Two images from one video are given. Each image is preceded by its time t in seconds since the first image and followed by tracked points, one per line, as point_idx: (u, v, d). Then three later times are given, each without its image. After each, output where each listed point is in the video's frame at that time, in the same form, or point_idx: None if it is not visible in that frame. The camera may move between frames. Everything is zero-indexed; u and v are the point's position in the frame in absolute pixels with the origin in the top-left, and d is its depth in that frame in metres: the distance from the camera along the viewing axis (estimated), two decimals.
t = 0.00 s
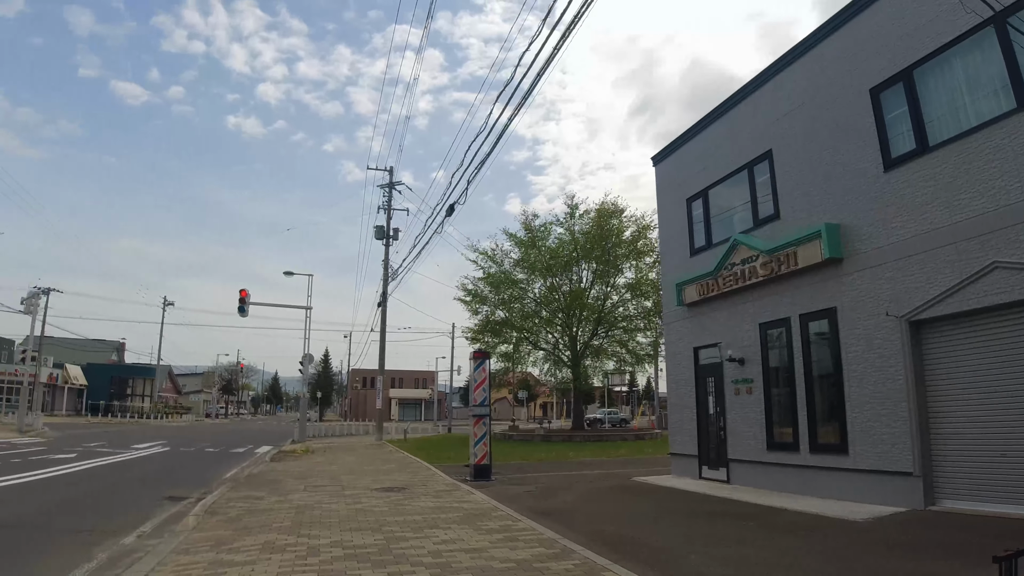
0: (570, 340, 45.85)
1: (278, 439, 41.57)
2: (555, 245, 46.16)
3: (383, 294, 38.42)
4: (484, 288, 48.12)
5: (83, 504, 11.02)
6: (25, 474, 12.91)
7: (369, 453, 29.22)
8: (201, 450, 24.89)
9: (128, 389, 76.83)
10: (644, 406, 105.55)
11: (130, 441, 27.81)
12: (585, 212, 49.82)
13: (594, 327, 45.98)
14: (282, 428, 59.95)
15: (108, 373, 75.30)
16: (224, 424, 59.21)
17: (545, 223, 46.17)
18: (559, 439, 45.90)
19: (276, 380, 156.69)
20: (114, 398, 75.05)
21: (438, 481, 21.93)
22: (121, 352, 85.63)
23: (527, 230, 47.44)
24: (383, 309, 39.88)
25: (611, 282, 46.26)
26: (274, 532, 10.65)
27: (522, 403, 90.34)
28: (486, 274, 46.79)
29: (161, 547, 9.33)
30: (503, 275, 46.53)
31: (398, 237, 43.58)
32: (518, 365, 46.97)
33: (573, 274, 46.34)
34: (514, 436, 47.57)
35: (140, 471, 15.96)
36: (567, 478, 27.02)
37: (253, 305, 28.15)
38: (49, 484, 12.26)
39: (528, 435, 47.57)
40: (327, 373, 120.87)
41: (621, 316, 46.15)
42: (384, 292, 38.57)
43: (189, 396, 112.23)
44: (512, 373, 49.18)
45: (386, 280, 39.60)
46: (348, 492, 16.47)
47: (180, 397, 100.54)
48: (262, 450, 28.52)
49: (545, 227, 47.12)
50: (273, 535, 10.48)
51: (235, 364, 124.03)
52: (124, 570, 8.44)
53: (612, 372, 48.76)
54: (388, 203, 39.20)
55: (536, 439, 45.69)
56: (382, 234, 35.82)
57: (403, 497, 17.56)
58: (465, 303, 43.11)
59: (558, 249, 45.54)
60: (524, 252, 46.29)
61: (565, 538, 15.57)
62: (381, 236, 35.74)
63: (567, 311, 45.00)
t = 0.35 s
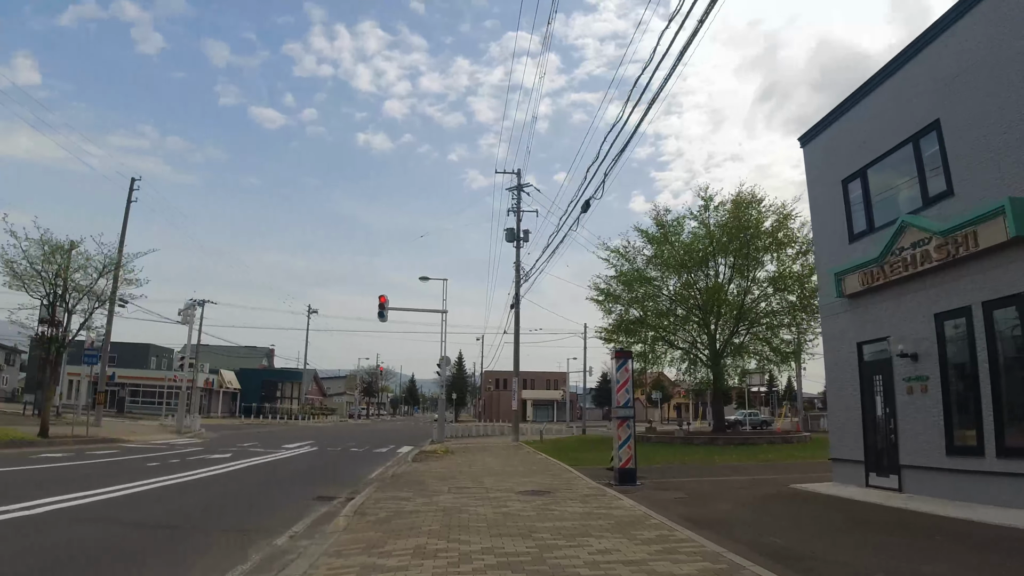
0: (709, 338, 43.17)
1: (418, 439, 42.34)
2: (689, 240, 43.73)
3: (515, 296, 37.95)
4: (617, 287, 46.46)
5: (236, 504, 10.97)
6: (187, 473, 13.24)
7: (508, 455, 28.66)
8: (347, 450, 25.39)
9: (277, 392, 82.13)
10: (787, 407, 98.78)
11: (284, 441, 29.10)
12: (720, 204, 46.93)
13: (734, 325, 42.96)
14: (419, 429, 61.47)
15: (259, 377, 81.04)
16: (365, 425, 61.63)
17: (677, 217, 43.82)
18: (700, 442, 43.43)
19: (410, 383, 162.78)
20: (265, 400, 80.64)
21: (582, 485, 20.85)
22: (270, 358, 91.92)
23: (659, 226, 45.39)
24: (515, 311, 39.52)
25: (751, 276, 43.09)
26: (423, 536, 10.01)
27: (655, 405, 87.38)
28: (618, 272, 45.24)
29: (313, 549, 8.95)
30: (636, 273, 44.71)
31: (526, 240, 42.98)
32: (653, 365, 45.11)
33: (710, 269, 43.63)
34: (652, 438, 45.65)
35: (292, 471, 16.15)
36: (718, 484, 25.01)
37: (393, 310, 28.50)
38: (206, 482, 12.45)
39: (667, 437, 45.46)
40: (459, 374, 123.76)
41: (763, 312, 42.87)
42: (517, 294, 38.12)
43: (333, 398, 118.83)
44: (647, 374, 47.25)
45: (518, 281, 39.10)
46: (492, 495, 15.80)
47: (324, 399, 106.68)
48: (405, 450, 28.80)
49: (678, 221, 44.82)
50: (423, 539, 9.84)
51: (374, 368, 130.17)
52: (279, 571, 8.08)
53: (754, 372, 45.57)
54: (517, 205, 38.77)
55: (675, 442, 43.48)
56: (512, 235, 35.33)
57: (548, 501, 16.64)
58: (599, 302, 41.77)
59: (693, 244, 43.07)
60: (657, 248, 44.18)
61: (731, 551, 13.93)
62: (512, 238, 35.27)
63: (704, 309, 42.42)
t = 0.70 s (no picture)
0: (871, 330, 38.98)
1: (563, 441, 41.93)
2: (843, 225, 39.85)
3: (657, 293, 36.44)
4: (766, 279, 43.30)
5: (388, 505, 10.97)
6: (342, 474, 13.57)
7: (659, 457, 27.38)
8: (494, 452, 25.41)
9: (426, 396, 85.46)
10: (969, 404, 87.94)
11: (435, 443, 29.79)
12: (876, 183, 42.52)
13: (897, 315, 38.17)
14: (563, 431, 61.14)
15: (407, 383, 84.82)
16: (509, 427, 62.25)
17: (829, 200, 40.04)
18: (865, 443, 39.22)
19: (551, 386, 163.67)
20: (414, 404, 84.19)
21: (742, 489, 19.29)
22: (418, 364, 95.82)
23: (809, 211, 41.82)
24: (657, 308, 38.06)
25: (916, 259, 38.26)
26: (577, 541, 9.38)
27: (812, 403, 81.11)
28: (767, 262, 42.16)
29: (464, 552, 8.63)
30: (787, 263, 41.35)
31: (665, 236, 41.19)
32: (811, 360, 41.80)
33: (868, 254, 39.50)
34: (813, 439, 42.08)
35: (441, 473, 16.19)
36: (901, 490, 22.21)
37: (534, 312, 28.26)
38: (360, 484, 12.65)
39: (829, 438, 41.73)
40: (600, 375, 122.43)
41: (930, 299, 37.71)
42: (659, 291, 36.61)
43: (477, 401, 121.99)
44: (805, 370, 43.59)
45: (661, 275, 37.50)
46: (646, 499, 14.89)
47: (470, 403, 109.70)
48: (551, 452, 28.43)
49: (830, 204, 41.03)
50: (578, 545, 9.21)
51: (516, 371, 132.09)
52: (432, 573, 7.80)
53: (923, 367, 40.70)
54: (654, 200, 37.23)
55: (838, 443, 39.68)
56: (650, 231, 33.95)
57: (707, 506, 15.42)
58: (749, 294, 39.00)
59: (848, 228, 39.15)
60: (809, 235, 40.62)
61: (930, 566, 12.04)
62: (650, 233, 33.93)
63: (864, 298, 38.36)
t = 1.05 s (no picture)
0: (1017, 315, 34.05)
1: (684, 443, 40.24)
2: (982, 200, 35.12)
3: (780, 284, 34.08)
4: (897, 263, 39.21)
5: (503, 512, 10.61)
6: (457, 479, 13.40)
7: (789, 460, 25.43)
8: (612, 455, 24.61)
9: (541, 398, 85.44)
10: None
11: (550, 447, 29.35)
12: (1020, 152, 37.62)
13: None
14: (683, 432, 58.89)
15: (522, 385, 85.26)
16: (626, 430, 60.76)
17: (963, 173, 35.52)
18: (1014, 442, 34.46)
19: (668, 385, 159.22)
20: (530, 407, 84.44)
21: (887, 496, 17.36)
22: (532, 366, 96.07)
23: (943, 187, 37.46)
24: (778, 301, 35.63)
25: None
26: (707, 554, 8.58)
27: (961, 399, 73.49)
28: (898, 245, 38.17)
29: (584, 567, 8.09)
30: (920, 245, 36.85)
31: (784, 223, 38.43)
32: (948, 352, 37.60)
33: (1012, 232, 34.52)
34: (960, 437, 37.86)
35: (557, 478, 15.68)
36: None
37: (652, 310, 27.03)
38: (474, 490, 12.39)
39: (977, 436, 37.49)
40: (720, 373, 117.44)
41: None
42: (780, 283, 34.23)
43: (593, 403, 120.70)
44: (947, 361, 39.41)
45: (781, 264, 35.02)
46: (780, 508, 13.65)
47: (586, 404, 108.64)
48: (671, 455, 27.23)
49: (965, 179, 36.57)
50: (708, 559, 8.41)
51: (632, 371, 129.50)
52: None
53: None
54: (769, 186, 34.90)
55: (981, 443, 35.21)
56: (768, 219, 31.81)
57: (851, 516, 13.93)
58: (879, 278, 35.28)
59: (986, 204, 34.39)
60: (943, 213, 35.98)
61: None
62: (770, 221, 31.80)
63: (1009, 281, 33.48)
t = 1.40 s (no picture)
0: None
1: (780, 442, 38.22)
2: None
3: (878, 272, 31.75)
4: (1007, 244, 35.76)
5: (592, 514, 10.11)
6: (543, 480, 12.99)
7: (897, 459, 23.52)
8: (704, 455, 23.53)
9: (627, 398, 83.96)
10: None
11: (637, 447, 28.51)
12: None
13: None
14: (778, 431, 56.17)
15: (607, 385, 83.99)
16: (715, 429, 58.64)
17: None
18: None
19: (759, 383, 153.11)
20: (616, 407, 83.08)
21: (1013, 497, 15.62)
22: (616, 366, 94.59)
23: None
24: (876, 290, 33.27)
25: None
26: (816, 562, 7.78)
27: None
28: (1005, 225, 34.80)
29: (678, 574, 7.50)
30: None
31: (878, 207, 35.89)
32: None
33: None
34: None
35: (646, 479, 15.00)
36: None
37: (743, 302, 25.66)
38: (560, 491, 11.94)
39: None
40: (814, 368, 111.73)
41: None
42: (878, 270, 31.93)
43: (681, 402, 117.61)
44: None
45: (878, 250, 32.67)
46: (892, 511, 12.46)
47: (673, 403, 105.89)
48: (767, 455, 25.78)
49: None
50: (817, 568, 7.62)
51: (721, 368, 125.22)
52: None
53: None
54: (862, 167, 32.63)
55: None
56: (861, 203, 29.70)
57: (975, 519, 12.54)
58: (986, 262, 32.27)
59: None
60: None
61: None
62: (864, 205, 29.70)
63: None
